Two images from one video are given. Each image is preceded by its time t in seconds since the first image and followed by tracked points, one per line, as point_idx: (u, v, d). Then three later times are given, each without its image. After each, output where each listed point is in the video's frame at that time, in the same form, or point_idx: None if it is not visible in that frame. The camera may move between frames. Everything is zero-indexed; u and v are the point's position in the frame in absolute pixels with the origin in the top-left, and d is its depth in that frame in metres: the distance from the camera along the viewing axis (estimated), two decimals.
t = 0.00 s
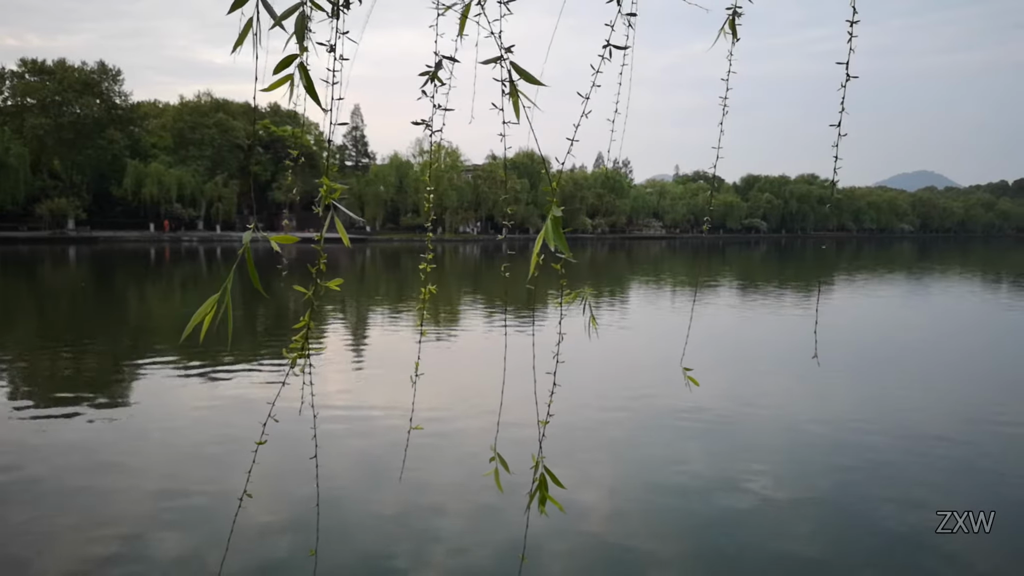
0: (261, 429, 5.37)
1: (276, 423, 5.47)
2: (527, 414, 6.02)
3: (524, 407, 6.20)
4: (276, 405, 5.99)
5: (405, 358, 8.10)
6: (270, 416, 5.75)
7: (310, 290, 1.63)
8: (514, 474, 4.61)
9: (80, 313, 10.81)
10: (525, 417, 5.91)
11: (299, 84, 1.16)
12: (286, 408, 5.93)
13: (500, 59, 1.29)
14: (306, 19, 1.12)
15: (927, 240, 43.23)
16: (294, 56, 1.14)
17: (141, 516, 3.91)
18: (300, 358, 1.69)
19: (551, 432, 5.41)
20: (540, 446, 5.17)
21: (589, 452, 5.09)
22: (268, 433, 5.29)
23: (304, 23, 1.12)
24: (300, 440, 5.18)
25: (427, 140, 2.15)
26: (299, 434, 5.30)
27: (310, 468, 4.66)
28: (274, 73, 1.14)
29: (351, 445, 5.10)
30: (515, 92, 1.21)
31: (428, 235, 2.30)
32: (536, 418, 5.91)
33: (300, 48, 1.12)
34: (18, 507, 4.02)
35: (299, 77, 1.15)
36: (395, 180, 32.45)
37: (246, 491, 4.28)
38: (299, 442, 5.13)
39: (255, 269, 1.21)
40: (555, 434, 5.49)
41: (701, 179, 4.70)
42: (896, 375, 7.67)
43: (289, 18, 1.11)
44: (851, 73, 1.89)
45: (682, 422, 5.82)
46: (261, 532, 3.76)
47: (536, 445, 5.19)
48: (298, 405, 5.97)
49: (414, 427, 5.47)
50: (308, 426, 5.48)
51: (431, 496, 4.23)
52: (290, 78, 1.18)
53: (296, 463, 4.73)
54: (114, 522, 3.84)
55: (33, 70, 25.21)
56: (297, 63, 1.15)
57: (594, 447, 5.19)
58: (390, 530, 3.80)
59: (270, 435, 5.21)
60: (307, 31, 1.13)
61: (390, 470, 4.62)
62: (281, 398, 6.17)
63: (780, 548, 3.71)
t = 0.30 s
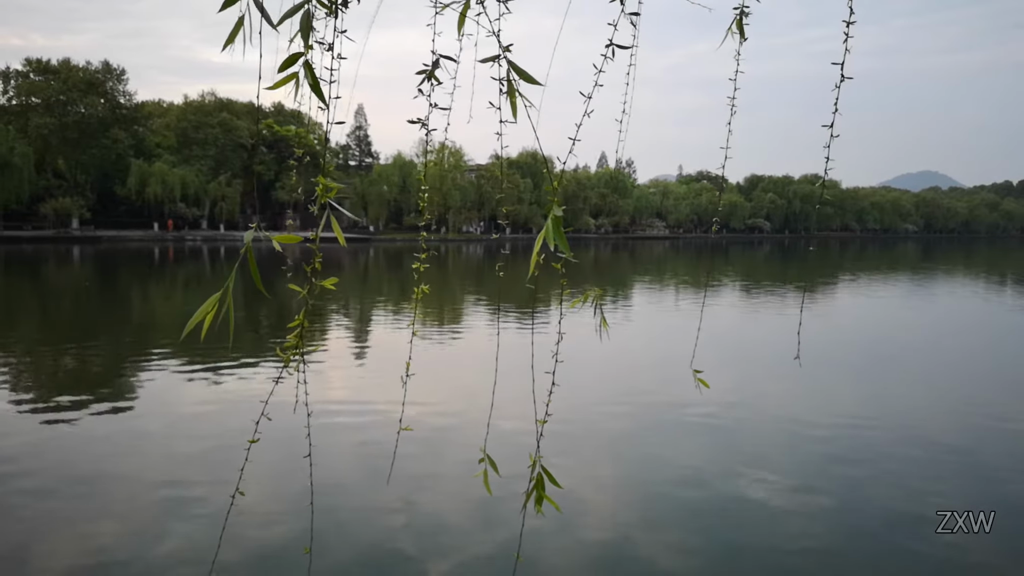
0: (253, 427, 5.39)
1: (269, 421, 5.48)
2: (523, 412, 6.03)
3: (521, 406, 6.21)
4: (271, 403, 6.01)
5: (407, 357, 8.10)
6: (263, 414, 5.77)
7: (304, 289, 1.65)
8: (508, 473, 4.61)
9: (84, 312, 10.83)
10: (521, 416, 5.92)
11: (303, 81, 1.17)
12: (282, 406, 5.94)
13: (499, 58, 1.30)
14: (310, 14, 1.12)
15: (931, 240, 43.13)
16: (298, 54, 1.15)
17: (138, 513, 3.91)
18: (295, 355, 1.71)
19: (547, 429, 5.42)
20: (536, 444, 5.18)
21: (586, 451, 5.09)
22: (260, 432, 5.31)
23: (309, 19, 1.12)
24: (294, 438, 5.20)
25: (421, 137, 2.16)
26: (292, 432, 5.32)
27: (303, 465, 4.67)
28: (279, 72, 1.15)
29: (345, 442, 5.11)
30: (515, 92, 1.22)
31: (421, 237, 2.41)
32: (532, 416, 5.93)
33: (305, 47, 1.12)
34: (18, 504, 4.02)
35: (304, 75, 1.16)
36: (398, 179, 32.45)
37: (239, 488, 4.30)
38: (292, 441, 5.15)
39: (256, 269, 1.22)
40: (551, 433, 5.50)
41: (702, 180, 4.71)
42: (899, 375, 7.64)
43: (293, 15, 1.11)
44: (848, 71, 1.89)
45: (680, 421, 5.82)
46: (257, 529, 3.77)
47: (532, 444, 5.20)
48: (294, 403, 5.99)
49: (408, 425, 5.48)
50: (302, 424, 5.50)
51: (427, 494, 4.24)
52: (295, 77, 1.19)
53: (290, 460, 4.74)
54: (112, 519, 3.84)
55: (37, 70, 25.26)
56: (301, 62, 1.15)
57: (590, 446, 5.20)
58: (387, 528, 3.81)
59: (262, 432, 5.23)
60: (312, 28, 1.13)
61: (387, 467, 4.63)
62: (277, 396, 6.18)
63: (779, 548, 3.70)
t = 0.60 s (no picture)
0: (239, 425, 5.42)
1: (255, 419, 5.52)
2: (524, 412, 6.01)
3: (521, 406, 6.20)
4: (264, 403, 6.02)
5: (408, 357, 8.11)
6: (250, 411, 5.82)
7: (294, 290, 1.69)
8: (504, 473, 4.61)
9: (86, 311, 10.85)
10: (522, 416, 5.90)
11: (300, 80, 1.15)
12: (267, 404, 5.97)
13: (499, 57, 1.30)
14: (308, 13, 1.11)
15: (934, 240, 43.08)
16: (296, 51, 1.14)
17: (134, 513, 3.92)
18: (283, 353, 1.73)
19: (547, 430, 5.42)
20: (537, 445, 5.17)
21: (585, 451, 5.08)
22: (246, 429, 5.34)
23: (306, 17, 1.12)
24: (280, 436, 5.21)
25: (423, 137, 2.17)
26: (279, 430, 5.35)
27: (289, 463, 4.70)
28: (276, 70, 1.14)
29: (330, 441, 5.13)
30: (515, 91, 1.22)
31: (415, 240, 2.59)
32: (534, 416, 5.90)
33: (303, 45, 1.11)
34: (18, 505, 4.01)
35: (301, 72, 1.14)
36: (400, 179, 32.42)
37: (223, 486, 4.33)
38: (278, 439, 5.16)
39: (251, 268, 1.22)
40: (552, 433, 5.49)
41: (704, 179, 4.66)
42: (900, 375, 7.64)
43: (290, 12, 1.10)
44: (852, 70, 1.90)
45: (682, 422, 5.80)
46: (249, 527, 3.79)
47: (531, 445, 5.19)
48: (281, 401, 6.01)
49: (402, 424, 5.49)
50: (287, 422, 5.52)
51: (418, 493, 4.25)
52: (292, 75, 1.17)
53: (277, 459, 4.76)
54: (109, 519, 3.85)
55: (40, 69, 25.27)
56: (298, 58, 1.15)
57: (590, 446, 5.19)
58: (382, 527, 3.82)
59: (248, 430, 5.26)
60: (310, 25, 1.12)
61: (380, 467, 4.65)
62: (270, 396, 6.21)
63: (780, 549, 3.69)
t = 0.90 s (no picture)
0: (227, 424, 5.43)
1: (242, 417, 5.54)
2: (524, 413, 5.99)
3: (523, 407, 6.18)
4: (258, 402, 6.03)
5: (409, 357, 8.13)
6: (238, 410, 5.84)
7: (284, 289, 1.70)
8: (499, 473, 4.62)
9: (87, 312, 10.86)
10: (522, 416, 5.91)
11: (287, 78, 1.17)
12: (257, 403, 5.99)
13: (499, 57, 1.31)
14: (296, 14, 1.13)
15: (934, 240, 43.06)
16: (284, 50, 1.15)
17: (128, 512, 3.93)
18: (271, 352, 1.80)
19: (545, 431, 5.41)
20: (536, 445, 5.16)
21: (584, 451, 5.09)
22: (234, 427, 5.35)
23: (295, 17, 1.14)
24: (269, 436, 5.23)
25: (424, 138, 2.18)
26: (268, 429, 5.36)
27: (275, 463, 4.71)
28: (262, 67, 1.15)
29: (318, 441, 5.14)
30: (514, 91, 1.23)
31: (414, 237, 2.57)
32: (536, 418, 5.88)
33: (290, 42, 1.13)
34: (18, 504, 4.02)
35: (288, 70, 1.16)
36: (401, 179, 32.39)
37: (208, 485, 4.34)
38: (267, 438, 5.17)
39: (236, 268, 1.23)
40: (551, 434, 5.49)
41: (704, 179, 4.68)
42: (901, 375, 7.64)
43: (278, 13, 1.12)
44: (859, 72, 1.91)
45: (682, 422, 5.80)
46: (241, 526, 3.79)
47: (529, 445, 5.19)
48: (271, 402, 6.00)
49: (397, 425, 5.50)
50: (277, 421, 5.53)
51: (409, 492, 4.26)
52: (278, 73, 1.18)
53: (265, 459, 4.77)
54: (105, 518, 3.86)
55: (41, 70, 25.29)
56: (286, 57, 1.16)
57: (587, 447, 5.19)
58: (376, 526, 3.84)
59: (236, 429, 5.29)
60: (298, 26, 1.14)
61: (372, 466, 4.65)
62: (264, 395, 6.23)
63: (779, 549, 3.69)
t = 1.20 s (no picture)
0: (223, 425, 5.44)
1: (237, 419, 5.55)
2: (520, 415, 5.97)
3: (520, 409, 6.17)
4: (255, 404, 6.04)
5: (409, 358, 8.14)
6: (233, 412, 5.84)
7: (280, 291, 1.72)
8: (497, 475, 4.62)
9: (86, 312, 10.87)
10: (521, 417, 5.91)
11: (272, 80, 1.18)
12: (252, 405, 5.99)
13: (498, 58, 1.32)
14: (281, 14, 1.14)
15: (934, 241, 43.04)
16: (270, 51, 1.16)
17: (130, 514, 3.95)
18: (267, 353, 1.82)
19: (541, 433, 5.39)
20: (533, 447, 5.15)
21: (583, 452, 5.10)
22: (229, 429, 5.36)
23: (281, 18, 1.15)
24: (266, 437, 5.23)
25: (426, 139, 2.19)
26: (265, 431, 5.37)
27: (271, 463, 4.72)
28: (248, 69, 1.16)
29: (313, 442, 5.15)
30: (513, 92, 1.24)
31: (416, 239, 2.59)
32: (532, 420, 5.85)
33: (277, 43, 1.14)
34: (18, 506, 4.03)
35: (273, 71, 1.17)
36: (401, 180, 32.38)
37: (203, 485, 4.36)
38: (261, 439, 5.18)
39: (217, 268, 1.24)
40: (549, 435, 5.48)
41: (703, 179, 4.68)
42: (901, 376, 7.66)
43: (265, 13, 1.13)
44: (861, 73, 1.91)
45: (681, 424, 5.80)
46: (234, 525, 3.81)
47: (526, 445, 5.19)
48: (266, 404, 6.00)
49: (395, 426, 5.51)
50: (272, 423, 5.53)
51: (405, 492, 4.27)
52: (262, 72, 1.20)
53: (260, 459, 4.79)
54: (107, 519, 3.88)
55: (40, 71, 25.30)
56: (272, 58, 1.17)
57: (584, 448, 5.18)
58: (374, 525, 3.85)
59: (230, 430, 5.30)
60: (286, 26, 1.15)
61: (369, 467, 4.66)
62: (263, 396, 6.25)
63: (778, 549, 3.70)
